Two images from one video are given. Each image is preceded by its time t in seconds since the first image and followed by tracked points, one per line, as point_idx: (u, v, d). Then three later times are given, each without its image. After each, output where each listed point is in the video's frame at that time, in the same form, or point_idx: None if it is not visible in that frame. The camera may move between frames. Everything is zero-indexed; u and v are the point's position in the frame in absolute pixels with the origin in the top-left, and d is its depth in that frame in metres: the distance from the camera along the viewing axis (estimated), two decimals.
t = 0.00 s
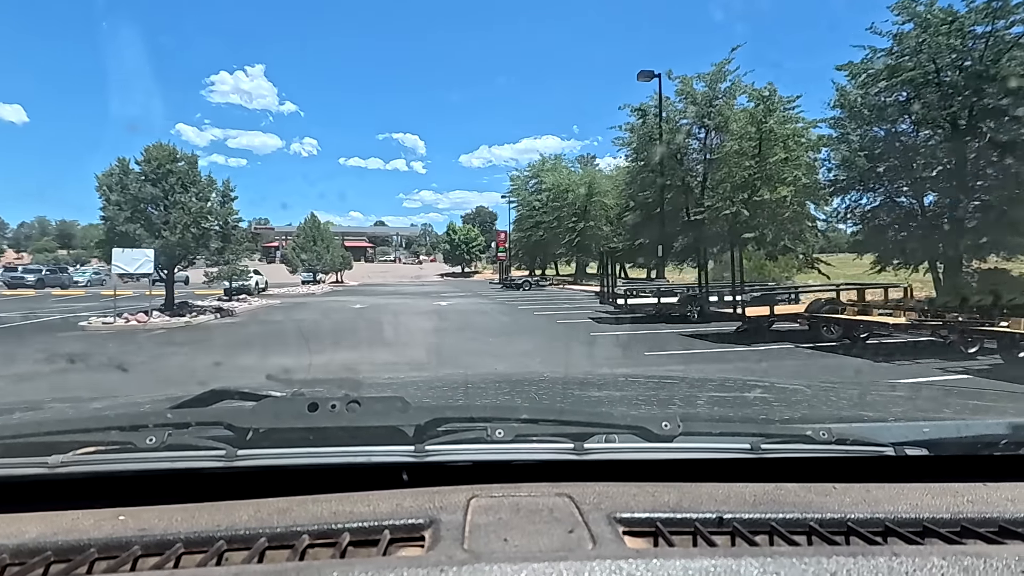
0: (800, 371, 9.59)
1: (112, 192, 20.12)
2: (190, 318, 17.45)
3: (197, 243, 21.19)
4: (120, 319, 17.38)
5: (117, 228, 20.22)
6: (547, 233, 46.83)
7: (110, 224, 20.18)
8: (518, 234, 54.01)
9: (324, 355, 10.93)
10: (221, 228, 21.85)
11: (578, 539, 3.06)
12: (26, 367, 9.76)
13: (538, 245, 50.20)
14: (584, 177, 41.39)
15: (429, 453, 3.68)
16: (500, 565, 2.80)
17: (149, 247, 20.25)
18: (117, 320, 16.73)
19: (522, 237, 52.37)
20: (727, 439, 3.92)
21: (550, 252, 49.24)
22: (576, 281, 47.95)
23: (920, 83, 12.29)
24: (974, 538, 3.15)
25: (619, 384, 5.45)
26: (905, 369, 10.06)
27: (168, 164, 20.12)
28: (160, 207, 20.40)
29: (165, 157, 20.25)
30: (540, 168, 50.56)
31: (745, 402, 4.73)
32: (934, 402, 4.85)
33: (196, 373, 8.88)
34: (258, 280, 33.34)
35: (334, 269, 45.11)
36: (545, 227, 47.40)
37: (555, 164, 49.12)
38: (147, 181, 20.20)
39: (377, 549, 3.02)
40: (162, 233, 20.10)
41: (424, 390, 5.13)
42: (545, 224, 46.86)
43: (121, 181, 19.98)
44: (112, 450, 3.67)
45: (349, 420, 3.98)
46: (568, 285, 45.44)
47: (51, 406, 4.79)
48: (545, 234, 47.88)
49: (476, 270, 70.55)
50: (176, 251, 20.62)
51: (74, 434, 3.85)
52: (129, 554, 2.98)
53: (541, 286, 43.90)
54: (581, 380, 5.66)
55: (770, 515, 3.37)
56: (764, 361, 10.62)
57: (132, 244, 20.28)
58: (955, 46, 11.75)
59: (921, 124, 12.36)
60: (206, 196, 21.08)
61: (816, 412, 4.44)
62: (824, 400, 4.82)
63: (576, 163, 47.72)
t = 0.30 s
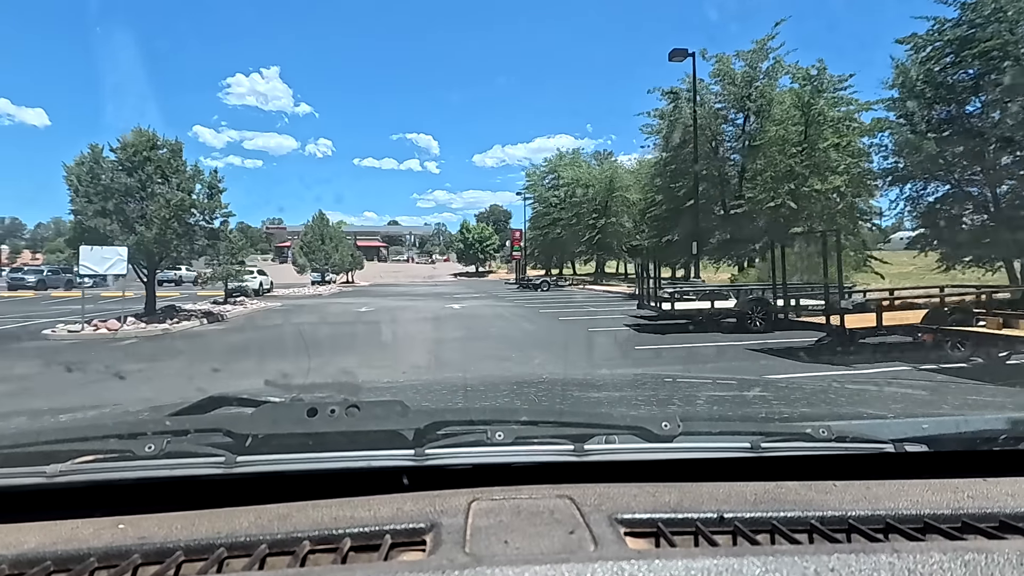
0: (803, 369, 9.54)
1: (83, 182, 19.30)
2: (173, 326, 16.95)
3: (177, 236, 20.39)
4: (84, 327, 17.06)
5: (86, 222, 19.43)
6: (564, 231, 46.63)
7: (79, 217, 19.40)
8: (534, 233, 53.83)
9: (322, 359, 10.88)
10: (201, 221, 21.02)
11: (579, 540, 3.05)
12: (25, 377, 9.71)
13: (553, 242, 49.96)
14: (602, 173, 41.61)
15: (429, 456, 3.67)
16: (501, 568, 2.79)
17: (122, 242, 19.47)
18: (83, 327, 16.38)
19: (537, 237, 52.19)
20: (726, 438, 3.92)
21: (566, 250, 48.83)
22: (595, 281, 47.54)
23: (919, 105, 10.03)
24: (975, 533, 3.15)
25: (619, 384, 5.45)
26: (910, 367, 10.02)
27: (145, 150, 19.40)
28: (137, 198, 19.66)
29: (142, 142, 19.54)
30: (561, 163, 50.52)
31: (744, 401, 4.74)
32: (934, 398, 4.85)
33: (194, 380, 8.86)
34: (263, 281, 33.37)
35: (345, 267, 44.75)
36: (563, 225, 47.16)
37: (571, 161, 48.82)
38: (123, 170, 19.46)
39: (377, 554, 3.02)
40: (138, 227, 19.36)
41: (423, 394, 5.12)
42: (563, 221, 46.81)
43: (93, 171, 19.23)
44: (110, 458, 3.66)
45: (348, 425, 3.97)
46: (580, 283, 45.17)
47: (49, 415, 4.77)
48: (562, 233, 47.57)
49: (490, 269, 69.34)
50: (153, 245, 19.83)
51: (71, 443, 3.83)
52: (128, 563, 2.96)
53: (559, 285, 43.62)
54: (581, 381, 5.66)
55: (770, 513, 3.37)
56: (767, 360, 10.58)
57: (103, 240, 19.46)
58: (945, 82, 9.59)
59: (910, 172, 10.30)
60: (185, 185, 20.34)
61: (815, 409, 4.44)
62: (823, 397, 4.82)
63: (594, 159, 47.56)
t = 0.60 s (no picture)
0: (806, 378, 9.54)
1: (37, 167, 16.78)
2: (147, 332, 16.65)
3: (150, 233, 18.28)
4: (40, 333, 16.80)
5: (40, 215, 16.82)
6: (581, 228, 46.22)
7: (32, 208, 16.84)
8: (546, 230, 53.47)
9: (322, 367, 10.85)
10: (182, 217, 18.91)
11: (581, 550, 3.04)
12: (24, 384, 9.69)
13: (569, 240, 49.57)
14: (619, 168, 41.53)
15: (428, 466, 3.65)
16: None
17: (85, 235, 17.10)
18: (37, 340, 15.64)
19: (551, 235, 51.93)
20: (728, 448, 3.90)
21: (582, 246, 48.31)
22: (613, 280, 46.92)
23: (995, 77, 10.11)
24: (979, 544, 3.13)
25: (618, 393, 5.45)
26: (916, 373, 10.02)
27: (116, 133, 16.98)
28: (102, 186, 17.29)
29: (112, 122, 17.09)
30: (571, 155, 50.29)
31: (744, 411, 4.72)
32: (934, 408, 4.83)
33: (195, 388, 8.86)
34: (268, 281, 33.50)
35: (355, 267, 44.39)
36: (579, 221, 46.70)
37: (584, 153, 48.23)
38: (85, 152, 17.01)
39: (377, 564, 3.00)
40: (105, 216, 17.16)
41: (422, 403, 5.10)
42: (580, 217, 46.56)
43: (50, 153, 16.69)
44: (108, 468, 3.63)
45: (347, 435, 3.94)
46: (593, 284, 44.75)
47: (46, 424, 4.76)
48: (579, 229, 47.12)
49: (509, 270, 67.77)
50: (115, 238, 17.55)
51: (69, 452, 3.81)
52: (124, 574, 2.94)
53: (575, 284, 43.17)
54: (581, 390, 5.66)
55: (771, 524, 3.35)
56: (767, 369, 10.56)
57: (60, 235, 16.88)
58: None
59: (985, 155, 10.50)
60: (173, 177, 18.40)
61: (816, 419, 4.42)
62: (824, 407, 4.81)
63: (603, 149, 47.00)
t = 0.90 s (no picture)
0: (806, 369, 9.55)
1: None
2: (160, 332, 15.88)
3: (112, 228, 15.50)
4: None
5: None
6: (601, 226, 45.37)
7: None
8: (563, 227, 52.80)
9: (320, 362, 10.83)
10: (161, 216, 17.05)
11: (581, 541, 3.06)
12: (25, 379, 9.70)
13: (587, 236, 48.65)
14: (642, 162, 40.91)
15: (429, 458, 3.66)
16: (502, 569, 2.79)
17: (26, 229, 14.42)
18: None
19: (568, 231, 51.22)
20: (727, 438, 3.91)
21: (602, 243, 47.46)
22: (633, 280, 45.21)
23: None
24: (977, 533, 3.15)
25: (619, 385, 5.46)
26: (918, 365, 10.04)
27: (69, 108, 14.52)
28: (53, 172, 14.67)
29: (70, 98, 14.64)
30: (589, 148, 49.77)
31: (744, 402, 4.72)
32: (934, 398, 4.84)
33: (195, 382, 8.89)
34: (268, 282, 33.20)
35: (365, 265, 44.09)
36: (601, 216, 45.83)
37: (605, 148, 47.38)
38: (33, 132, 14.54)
39: (378, 555, 3.02)
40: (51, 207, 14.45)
41: (423, 395, 5.11)
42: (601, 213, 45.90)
43: None
44: (110, 460, 3.65)
45: (347, 427, 3.96)
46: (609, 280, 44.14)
47: (49, 416, 4.78)
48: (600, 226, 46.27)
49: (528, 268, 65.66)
50: (68, 235, 14.76)
51: (72, 445, 3.83)
52: (129, 566, 2.96)
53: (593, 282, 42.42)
54: (580, 382, 5.67)
55: (771, 514, 3.37)
56: (768, 361, 10.55)
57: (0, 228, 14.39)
58: None
59: None
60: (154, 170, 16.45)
61: (815, 409, 4.44)
62: (824, 397, 4.81)
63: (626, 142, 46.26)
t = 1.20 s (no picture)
0: (806, 369, 9.53)
1: None
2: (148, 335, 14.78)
3: (53, 222, 13.06)
4: None
5: None
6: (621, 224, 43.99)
7: None
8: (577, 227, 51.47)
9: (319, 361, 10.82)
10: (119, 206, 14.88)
11: (581, 541, 3.06)
12: (25, 379, 9.65)
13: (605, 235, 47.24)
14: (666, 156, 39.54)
15: (429, 457, 3.66)
16: (502, 569, 2.79)
17: None
18: None
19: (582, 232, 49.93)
20: (728, 439, 3.90)
21: (621, 242, 46.28)
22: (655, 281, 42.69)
23: None
24: (977, 533, 3.15)
25: (620, 385, 5.46)
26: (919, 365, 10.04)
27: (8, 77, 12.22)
28: None
29: (6, 65, 12.42)
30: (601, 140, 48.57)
31: (745, 402, 4.71)
32: (935, 397, 4.84)
33: (195, 381, 8.89)
34: (269, 285, 32.71)
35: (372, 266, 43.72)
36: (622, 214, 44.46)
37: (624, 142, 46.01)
38: None
39: (378, 554, 3.02)
40: None
41: (423, 395, 5.10)
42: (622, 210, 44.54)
43: None
44: (111, 460, 3.64)
45: (347, 426, 3.95)
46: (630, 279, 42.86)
47: (49, 416, 4.78)
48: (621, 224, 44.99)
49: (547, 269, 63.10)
50: None
51: (72, 444, 3.82)
52: (130, 565, 2.96)
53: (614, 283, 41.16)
54: (581, 381, 5.67)
55: (772, 514, 3.37)
56: (768, 360, 10.53)
57: None
58: None
59: None
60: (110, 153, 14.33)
61: (815, 409, 4.44)
62: (824, 398, 4.81)
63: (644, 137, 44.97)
